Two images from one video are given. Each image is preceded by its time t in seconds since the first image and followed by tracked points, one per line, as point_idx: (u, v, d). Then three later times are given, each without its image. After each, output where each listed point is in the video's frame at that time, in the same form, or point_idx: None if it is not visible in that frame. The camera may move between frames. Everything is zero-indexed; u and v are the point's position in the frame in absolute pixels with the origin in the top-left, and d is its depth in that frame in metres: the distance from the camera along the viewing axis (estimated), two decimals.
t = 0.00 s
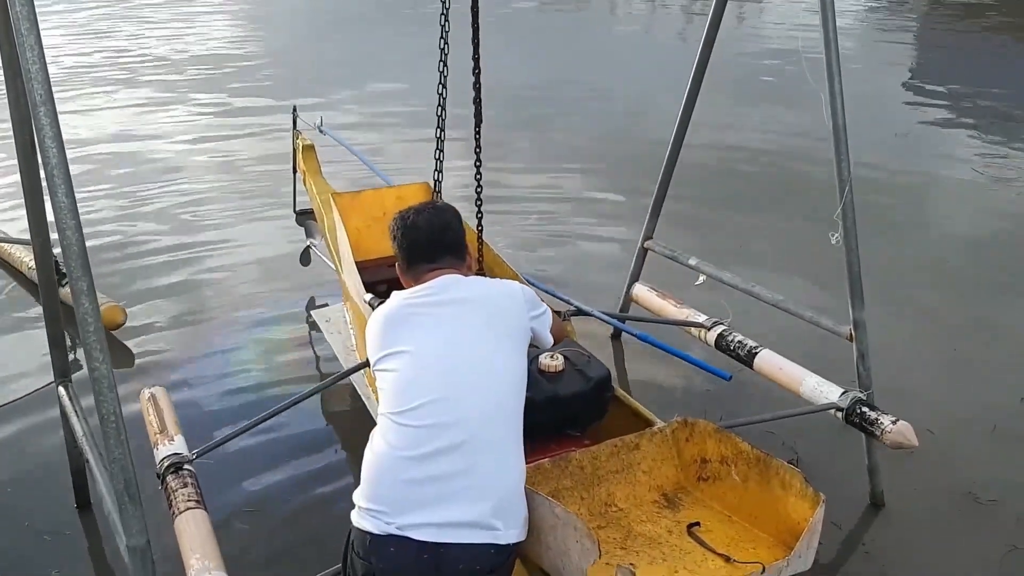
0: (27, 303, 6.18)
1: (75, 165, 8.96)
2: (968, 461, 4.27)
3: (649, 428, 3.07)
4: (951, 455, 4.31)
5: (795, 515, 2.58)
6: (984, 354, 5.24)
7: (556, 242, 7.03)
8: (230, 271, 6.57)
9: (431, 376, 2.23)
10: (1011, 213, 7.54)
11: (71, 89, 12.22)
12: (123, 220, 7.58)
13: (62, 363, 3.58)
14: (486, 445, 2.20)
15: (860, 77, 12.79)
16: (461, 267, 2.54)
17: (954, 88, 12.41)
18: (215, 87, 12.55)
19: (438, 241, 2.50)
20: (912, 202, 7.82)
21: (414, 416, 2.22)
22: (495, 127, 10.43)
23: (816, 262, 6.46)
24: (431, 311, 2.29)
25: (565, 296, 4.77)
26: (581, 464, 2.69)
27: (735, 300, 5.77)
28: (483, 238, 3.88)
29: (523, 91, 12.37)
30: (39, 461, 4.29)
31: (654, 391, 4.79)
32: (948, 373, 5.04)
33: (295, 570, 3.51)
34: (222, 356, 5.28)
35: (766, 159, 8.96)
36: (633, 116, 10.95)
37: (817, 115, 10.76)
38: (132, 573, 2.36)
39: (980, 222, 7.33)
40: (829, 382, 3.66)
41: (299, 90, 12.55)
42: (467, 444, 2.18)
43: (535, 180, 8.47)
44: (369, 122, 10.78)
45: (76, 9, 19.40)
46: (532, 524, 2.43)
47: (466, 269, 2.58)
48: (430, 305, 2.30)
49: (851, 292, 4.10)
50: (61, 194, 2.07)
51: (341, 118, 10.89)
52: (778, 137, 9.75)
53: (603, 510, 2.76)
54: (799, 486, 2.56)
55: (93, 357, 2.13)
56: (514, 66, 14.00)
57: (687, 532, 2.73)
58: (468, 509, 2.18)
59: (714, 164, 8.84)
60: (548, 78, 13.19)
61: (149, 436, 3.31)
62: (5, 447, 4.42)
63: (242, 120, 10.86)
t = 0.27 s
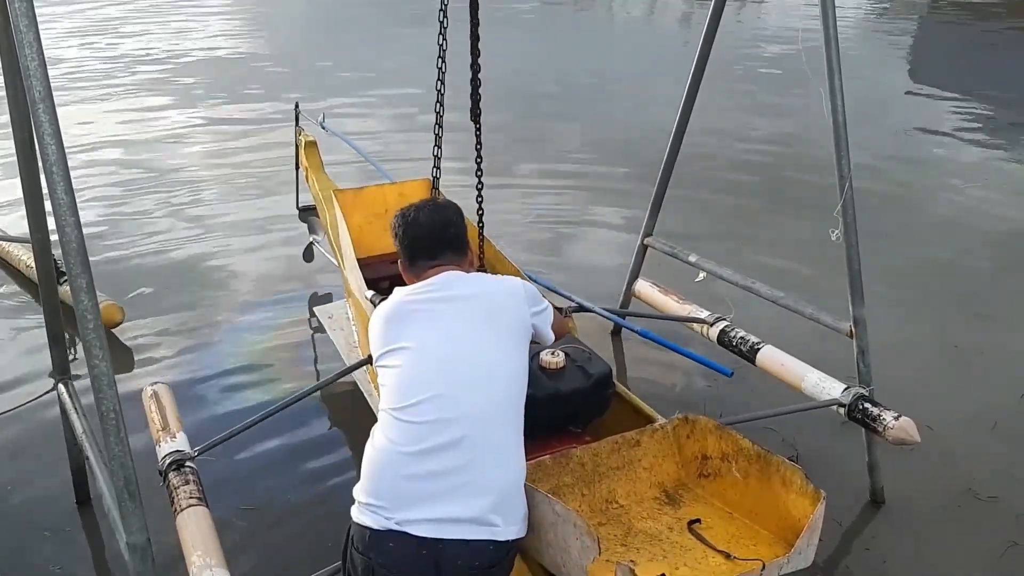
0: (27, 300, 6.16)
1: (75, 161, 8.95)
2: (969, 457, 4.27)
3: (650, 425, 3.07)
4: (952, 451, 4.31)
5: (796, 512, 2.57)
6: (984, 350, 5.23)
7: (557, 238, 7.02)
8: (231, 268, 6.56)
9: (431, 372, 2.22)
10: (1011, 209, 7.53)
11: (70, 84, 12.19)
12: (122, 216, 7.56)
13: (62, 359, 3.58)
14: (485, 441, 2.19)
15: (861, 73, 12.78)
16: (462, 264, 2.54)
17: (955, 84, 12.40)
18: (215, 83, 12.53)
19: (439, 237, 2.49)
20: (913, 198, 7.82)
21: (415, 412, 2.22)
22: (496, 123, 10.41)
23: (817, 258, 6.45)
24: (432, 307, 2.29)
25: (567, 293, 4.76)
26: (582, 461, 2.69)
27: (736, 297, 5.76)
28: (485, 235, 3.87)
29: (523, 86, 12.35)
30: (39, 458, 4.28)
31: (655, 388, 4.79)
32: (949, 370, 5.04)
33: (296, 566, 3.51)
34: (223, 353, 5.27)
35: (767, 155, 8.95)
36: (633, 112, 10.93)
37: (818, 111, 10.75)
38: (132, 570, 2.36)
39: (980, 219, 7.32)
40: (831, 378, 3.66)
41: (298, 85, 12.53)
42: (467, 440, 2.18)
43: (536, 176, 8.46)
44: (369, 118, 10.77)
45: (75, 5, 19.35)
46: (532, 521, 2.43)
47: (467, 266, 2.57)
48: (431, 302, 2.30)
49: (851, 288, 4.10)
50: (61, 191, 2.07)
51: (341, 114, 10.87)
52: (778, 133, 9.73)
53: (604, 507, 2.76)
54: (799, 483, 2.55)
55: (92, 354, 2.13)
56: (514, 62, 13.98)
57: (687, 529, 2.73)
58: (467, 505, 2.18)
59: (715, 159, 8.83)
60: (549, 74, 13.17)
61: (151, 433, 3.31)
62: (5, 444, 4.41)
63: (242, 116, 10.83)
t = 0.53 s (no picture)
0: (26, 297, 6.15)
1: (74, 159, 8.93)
2: (968, 455, 4.27)
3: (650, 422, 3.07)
4: (951, 448, 4.31)
5: (795, 509, 2.57)
6: (984, 348, 5.23)
7: (557, 236, 7.01)
8: (230, 265, 6.55)
9: (432, 367, 2.22)
10: (1010, 207, 7.53)
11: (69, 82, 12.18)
12: (122, 213, 7.55)
13: (61, 357, 3.57)
14: (485, 436, 2.19)
15: (861, 71, 12.77)
16: (462, 262, 2.53)
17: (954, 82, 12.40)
18: (214, 81, 12.51)
19: (439, 236, 2.49)
20: (912, 196, 7.81)
21: (415, 407, 2.21)
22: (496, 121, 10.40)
23: (816, 256, 6.45)
24: (433, 305, 2.29)
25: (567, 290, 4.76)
26: (582, 458, 2.69)
27: (736, 294, 5.76)
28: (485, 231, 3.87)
29: (524, 84, 12.34)
30: (39, 456, 4.27)
31: (655, 385, 4.78)
32: (949, 367, 5.04)
33: (296, 563, 3.51)
34: (222, 351, 5.27)
35: (767, 153, 8.95)
36: (633, 110, 10.92)
37: (817, 109, 10.74)
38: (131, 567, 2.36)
39: (980, 216, 7.32)
40: (832, 375, 3.65)
41: (298, 84, 12.51)
42: (466, 436, 2.18)
43: (536, 174, 8.45)
44: (368, 116, 10.76)
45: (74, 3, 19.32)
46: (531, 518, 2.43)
47: (467, 264, 2.57)
48: (432, 299, 2.30)
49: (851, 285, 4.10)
50: (60, 189, 2.06)
51: (341, 113, 10.86)
52: (777, 131, 9.72)
53: (604, 504, 2.76)
54: (799, 480, 2.55)
55: (92, 352, 2.12)
56: (514, 60, 13.96)
57: (687, 526, 2.73)
58: (467, 500, 2.18)
59: (715, 157, 8.82)
60: (549, 72, 13.16)
61: (152, 429, 3.31)
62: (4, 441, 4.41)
63: (241, 114, 10.81)
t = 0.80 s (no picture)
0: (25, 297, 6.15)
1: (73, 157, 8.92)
2: (968, 454, 4.27)
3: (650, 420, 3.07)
4: (951, 448, 4.31)
5: (794, 509, 2.57)
6: (984, 347, 5.23)
7: (557, 236, 7.01)
8: (230, 265, 6.55)
9: (431, 366, 2.22)
10: (1010, 206, 7.53)
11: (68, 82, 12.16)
12: (121, 213, 7.54)
13: (61, 356, 3.57)
14: (485, 434, 2.19)
15: (861, 70, 12.75)
16: (460, 262, 2.53)
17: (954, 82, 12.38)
18: (213, 80, 12.49)
19: (436, 236, 2.49)
20: (912, 195, 7.81)
21: (415, 405, 2.21)
22: (496, 120, 10.39)
23: (816, 255, 6.44)
24: (432, 304, 2.29)
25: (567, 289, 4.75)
26: (581, 457, 2.69)
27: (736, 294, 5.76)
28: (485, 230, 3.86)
29: (523, 83, 12.33)
30: (38, 456, 4.27)
31: (655, 384, 4.78)
32: (948, 366, 5.04)
33: (296, 562, 3.51)
34: (222, 350, 5.27)
35: (768, 152, 8.94)
36: (633, 109, 10.91)
37: (818, 108, 10.73)
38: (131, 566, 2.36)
39: (980, 216, 7.32)
40: (832, 374, 3.65)
41: (298, 83, 12.50)
42: (467, 433, 2.18)
43: (536, 173, 8.44)
44: (368, 115, 10.75)
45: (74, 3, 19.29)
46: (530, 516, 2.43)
47: (464, 264, 2.57)
48: (431, 297, 2.30)
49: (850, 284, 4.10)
50: (59, 189, 2.06)
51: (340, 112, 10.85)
52: (778, 130, 9.71)
53: (603, 502, 2.76)
54: (798, 480, 2.55)
55: (91, 351, 2.12)
56: (514, 59, 13.95)
57: (686, 524, 2.73)
58: (467, 497, 2.17)
59: (715, 157, 8.81)
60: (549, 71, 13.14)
61: (153, 428, 3.31)
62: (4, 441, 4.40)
63: (241, 113, 10.80)
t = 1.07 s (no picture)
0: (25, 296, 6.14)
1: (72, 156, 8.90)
2: (966, 452, 4.27)
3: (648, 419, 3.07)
4: (950, 446, 4.31)
5: (791, 507, 2.57)
6: (983, 346, 5.23)
7: (556, 234, 7.00)
8: (229, 264, 6.55)
9: (428, 363, 2.22)
10: (1010, 204, 7.52)
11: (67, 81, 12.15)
12: (120, 211, 7.53)
13: (60, 355, 3.57)
14: (483, 430, 2.19)
15: (861, 69, 12.74)
16: (455, 261, 2.53)
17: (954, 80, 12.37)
18: (213, 79, 12.48)
19: (432, 235, 2.49)
20: (912, 194, 7.80)
21: (413, 401, 2.21)
22: (495, 119, 10.38)
23: (816, 254, 6.44)
24: (429, 301, 2.29)
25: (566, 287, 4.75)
26: (579, 455, 2.69)
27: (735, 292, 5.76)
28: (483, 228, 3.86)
29: (523, 82, 12.32)
30: (37, 454, 4.27)
31: (655, 383, 4.78)
32: (947, 365, 5.04)
33: (294, 560, 3.51)
34: (221, 349, 5.27)
35: (767, 151, 8.93)
36: (633, 108, 10.90)
37: (818, 107, 10.72)
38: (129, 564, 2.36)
39: (980, 215, 7.31)
40: (830, 372, 3.65)
41: (298, 83, 12.49)
42: (465, 430, 2.18)
43: (536, 172, 8.43)
44: (368, 114, 10.73)
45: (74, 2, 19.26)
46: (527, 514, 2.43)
47: (460, 263, 2.57)
48: (428, 295, 2.30)
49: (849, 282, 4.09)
50: (57, 186, 2.06)
51: (340, 111, 10.84)
52: (778, 129, 9.70)
53: (600, 501, 2.76)
54: (795, 478, 2.55)
55: (90, 349, 2.12)
56: (514, 58, 13.93)
57: (683, 523, 2.73)
58: (466, 493, 2.17)
59: (715, 155, 8.80)
60: (549, 70, 13.13)
61: (152, 425, 3.31)
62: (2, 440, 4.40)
63: (240, 112, 10.79)
